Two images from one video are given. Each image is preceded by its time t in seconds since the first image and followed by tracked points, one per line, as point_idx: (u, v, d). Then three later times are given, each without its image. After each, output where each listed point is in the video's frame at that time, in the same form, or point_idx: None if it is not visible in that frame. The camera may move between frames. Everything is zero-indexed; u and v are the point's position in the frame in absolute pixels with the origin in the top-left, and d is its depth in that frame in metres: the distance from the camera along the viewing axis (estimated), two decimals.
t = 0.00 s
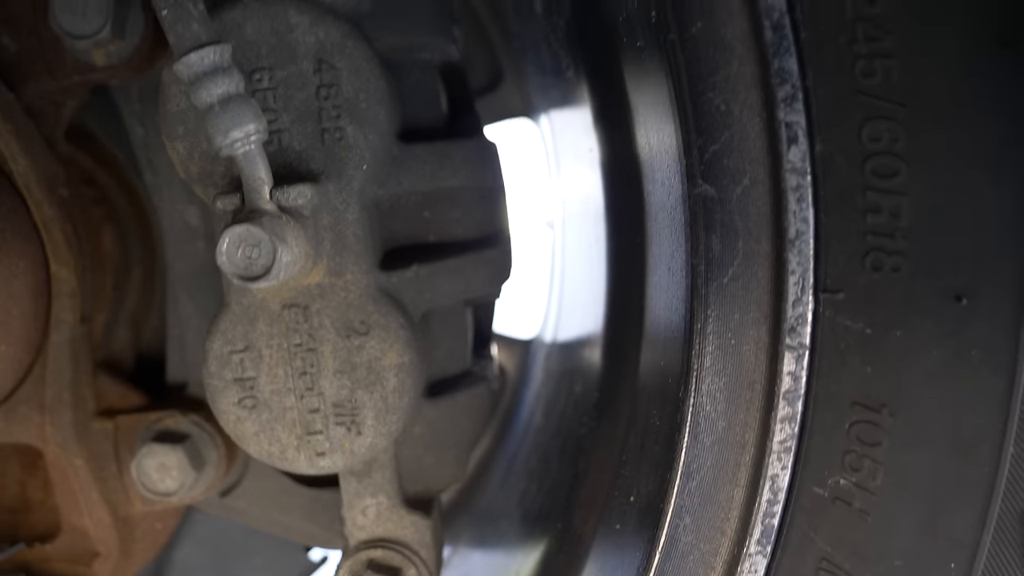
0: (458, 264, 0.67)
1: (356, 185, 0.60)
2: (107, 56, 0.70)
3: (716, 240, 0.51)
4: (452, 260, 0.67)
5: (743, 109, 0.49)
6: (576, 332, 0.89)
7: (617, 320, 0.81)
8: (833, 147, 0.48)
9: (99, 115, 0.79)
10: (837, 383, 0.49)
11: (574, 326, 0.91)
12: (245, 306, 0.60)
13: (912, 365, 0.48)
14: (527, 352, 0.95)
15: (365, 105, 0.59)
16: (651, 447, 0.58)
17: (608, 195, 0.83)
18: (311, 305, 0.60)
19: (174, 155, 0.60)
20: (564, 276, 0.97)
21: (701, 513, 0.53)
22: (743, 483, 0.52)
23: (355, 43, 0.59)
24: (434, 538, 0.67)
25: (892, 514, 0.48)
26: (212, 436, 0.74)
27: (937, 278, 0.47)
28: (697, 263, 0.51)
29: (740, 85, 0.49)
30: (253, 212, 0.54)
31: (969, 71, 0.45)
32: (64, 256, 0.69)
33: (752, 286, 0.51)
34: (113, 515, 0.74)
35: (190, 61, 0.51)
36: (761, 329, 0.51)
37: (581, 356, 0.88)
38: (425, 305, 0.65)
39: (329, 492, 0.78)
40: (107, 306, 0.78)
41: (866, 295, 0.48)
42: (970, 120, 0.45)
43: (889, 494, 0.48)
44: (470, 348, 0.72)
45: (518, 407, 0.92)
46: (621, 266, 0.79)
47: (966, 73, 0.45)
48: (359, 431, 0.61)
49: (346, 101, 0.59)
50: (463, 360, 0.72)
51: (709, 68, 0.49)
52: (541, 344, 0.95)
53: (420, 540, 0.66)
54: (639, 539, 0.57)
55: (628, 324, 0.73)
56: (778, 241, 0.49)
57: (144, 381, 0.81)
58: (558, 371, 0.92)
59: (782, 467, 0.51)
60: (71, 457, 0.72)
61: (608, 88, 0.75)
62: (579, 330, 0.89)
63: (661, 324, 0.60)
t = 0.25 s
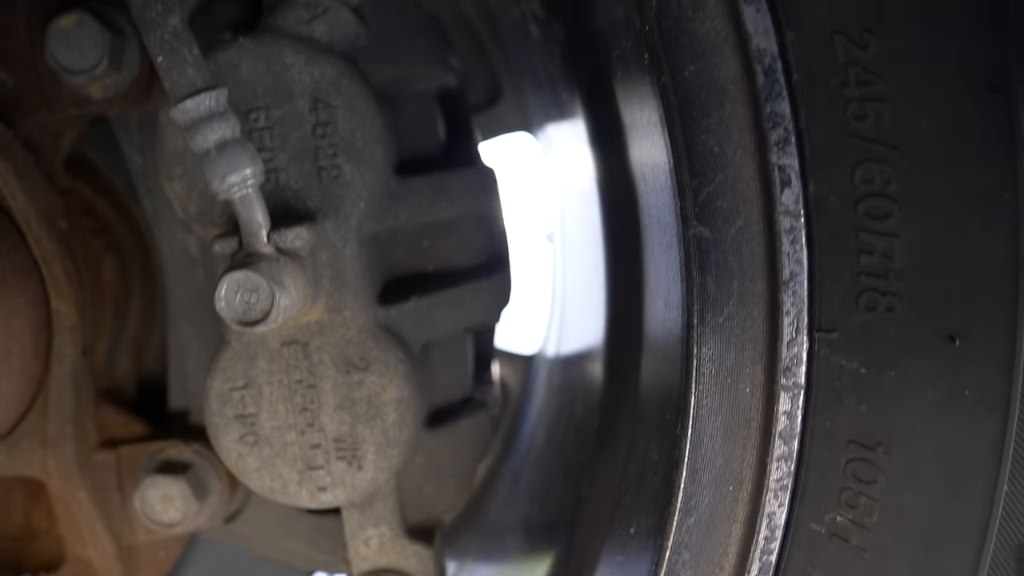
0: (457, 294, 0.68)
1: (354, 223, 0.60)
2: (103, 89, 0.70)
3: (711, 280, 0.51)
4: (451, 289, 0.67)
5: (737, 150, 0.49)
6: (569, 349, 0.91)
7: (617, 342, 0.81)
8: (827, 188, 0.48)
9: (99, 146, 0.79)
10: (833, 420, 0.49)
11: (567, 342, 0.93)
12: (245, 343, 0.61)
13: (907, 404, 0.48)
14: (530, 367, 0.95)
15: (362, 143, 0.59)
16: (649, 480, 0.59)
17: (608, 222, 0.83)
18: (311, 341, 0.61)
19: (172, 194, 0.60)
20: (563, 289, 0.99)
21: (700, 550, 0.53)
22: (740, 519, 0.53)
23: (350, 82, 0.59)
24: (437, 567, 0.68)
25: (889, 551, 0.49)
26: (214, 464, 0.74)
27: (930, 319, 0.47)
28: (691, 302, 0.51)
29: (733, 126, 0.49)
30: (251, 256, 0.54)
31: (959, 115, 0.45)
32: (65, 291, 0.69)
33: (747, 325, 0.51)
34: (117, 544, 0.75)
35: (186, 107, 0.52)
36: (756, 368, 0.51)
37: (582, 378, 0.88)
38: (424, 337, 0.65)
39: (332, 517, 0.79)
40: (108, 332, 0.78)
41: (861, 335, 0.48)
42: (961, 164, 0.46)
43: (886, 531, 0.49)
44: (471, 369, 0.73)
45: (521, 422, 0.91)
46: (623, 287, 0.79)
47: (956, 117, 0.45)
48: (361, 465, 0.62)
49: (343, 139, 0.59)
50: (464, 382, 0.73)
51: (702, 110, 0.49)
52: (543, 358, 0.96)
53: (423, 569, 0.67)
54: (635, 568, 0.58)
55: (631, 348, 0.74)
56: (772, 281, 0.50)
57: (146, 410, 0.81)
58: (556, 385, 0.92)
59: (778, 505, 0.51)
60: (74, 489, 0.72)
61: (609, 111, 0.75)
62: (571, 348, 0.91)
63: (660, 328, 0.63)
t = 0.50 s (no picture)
0: (458, 326, 0.68)
1: (353, 262, 0.60)
2: (102, 125, 0.70)
3: (709, 323, 0.51)
4: (452, 323, 0.68)
5: (733, 194, 0.49)
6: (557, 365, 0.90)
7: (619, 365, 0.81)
8: (823, 232, 0.48)
9: (99, 176, 0.78)
10: (831, 461, 0.50)
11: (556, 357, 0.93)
12: (246, 383, 0.61)
13: (905, 446, 0.48)
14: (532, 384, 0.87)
15: (359, 184, 0.60)
16: (651, 515, 0.60)
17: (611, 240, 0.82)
18: (312, 380, 0.61)
19: (170, 236, 0.60)
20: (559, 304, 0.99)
21: None
22: (740, 557, 0.54)
23: (347, 122, 0.59)
24: None
25: None
26: (220, 497, 0.75)
27: (926, 361, 0.47)
28: (688, 345, 0.52)
29: (728, 170, 0.49)
30: (250, 302, 0.54)
31: (954, 160, 0.45)
32: (66, 328, 0.70)
33: (745, 366, 0.51)
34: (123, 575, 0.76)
35: (184, 156, 0.52)
36: (755, 409, 0.52)
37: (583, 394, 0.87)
38: (425, 371, 0.66)
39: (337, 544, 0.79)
40: (111, 365, 0.78)
41: (858, 377, 0.49)
42: (956, 209, 0.46)
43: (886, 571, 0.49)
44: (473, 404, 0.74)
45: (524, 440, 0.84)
46: (630, 311, 0.79)
47: (951, 162, 0.45)
48: (364, 501, 0.62)
49: (341, 180, 0.59)
50: (467, 418, 0.74)
51: (698, 155, 0.50)
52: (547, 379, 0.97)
53: None
54: None
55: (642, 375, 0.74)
56: (768, 324, 0.50)
57: (152, 441, 0.81)
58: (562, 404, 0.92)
59: (777, 545, 0.52)
60: (81, 523, 0.73)
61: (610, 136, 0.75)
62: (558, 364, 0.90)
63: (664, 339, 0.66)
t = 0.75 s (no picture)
0: (458, 358, 0.68)
1: (353, 300, 0.60)
2: (99, 159, 0.70)
3: (710, 364, 0.51)
4: (452, 354, 0.68)
5: (732, 236, 0.49)
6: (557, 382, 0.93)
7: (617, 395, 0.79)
8: (823, 274, 0.48)
9: (100, 210, 0.79)
10: (833, 501, 0.50)
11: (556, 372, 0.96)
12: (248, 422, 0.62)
13: (907, 486, 0.49)
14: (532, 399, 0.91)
15: (358, 222, 0.59)
16: (655, 546, 0.62)
17: (608, 262, 0.82)
18: (314, 418, 0.61)
19: (170, 276, 0.60)
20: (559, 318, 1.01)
21: None
22: None
23: (345, 161, 0.59)
24: None
25: None
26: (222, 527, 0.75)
27: (927, 403, 0.48)
28: (690, 386, 0.52)
29: (728, 213, 0.49)
30: (252, 345, 0.54)
31: (953, 205, 0.45)
32: (67, 362, 0.70)
33: (746, 406, 0.51)
34: None
35: (183, 203, 0.52)
36: (757, 448, 0.52)
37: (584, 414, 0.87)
38: (427, 403, 0.67)
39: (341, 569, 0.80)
40: (112, 400, 0.78)
41: (859, 418, 0.49)
42: (955, 253, 0.46)
43: None
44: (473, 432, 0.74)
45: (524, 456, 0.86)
46: (626, 336, 0.79)
47: (950, 207, 0.45)
48: (368, 535, 0.63)
49: (340, 219, 0.59)
50: (466, 445, 0.74)
51: (696, 198, 0.49)
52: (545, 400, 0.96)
53: None
54: None
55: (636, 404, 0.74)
56: (769, 365, 0.50)
57: (154, 469, 0.81)
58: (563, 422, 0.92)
59: None
60: (85, 555, 0.75)
61: (598, 166, 0.74)
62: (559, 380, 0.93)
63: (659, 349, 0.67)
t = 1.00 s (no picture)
0: (459, 385, 0.69)
1: (354, 333, 0.60)
2: (96, 189, 0.70)
3: (713, 401, 0.51)
4: (453, 382, 0.68)
5: (734, 275, 0.49)
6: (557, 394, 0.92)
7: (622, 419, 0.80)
8: (825, 312, 0.48)
9: (94, 230, 0.79)
10: (836, 535, 0.50)
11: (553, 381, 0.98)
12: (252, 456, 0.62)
13: (910, 523, 0.49)
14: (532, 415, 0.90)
15: (358, 257, 0.59)
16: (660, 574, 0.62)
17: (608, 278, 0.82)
18: (317, 451, 0.62)
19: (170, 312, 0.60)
20: (557, 324, 1.03)
21: None
22: None
23: (344, 196, 0.59)
24: None
25: None
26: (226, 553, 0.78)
27: (929, 441, 0.48)
28: (693, 423, 0.52)
29: (729, 251, 0.49)
30: (257, 384, 0.54)
31: (957, 245, 0.45)
32: (70, 395, 0.71)
33: (749, 443, 0.52)
34: None
35: (182, 245, 0.52)
36: (760, 484, 0.52)
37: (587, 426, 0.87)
38: (428, 432, 0.67)
39: None
40: (115, 425, 0.78)
41: (861, 454, 0.49)
42: (958, 294, 0.45)
43: None
44: (475, 453, 0.75)
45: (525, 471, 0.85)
46: (629, 351, 0.79)
47: (952, 246, 0.45)
48: (372, 566, 0.64)
49: (339, 253, 0.59)
50: (469, 469, 0.75)
51: (697, 237, 0.49)
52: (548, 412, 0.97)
53: None
54: None
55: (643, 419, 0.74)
56: (772, 403, 0.50)
57: (155, 492, 0.82)
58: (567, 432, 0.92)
59: None
60: None
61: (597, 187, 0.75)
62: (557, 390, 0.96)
63: (657, 353, 0.66)
